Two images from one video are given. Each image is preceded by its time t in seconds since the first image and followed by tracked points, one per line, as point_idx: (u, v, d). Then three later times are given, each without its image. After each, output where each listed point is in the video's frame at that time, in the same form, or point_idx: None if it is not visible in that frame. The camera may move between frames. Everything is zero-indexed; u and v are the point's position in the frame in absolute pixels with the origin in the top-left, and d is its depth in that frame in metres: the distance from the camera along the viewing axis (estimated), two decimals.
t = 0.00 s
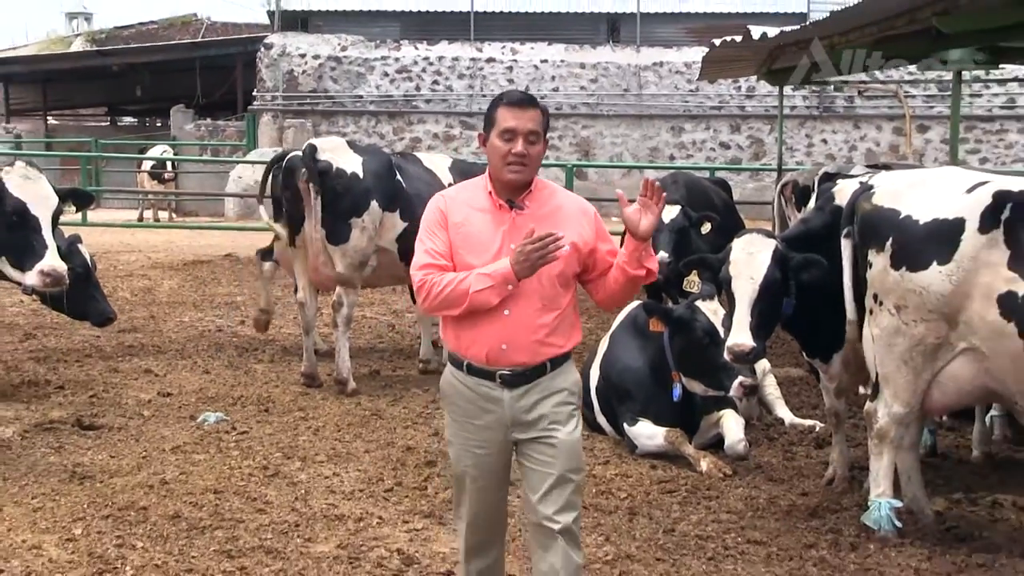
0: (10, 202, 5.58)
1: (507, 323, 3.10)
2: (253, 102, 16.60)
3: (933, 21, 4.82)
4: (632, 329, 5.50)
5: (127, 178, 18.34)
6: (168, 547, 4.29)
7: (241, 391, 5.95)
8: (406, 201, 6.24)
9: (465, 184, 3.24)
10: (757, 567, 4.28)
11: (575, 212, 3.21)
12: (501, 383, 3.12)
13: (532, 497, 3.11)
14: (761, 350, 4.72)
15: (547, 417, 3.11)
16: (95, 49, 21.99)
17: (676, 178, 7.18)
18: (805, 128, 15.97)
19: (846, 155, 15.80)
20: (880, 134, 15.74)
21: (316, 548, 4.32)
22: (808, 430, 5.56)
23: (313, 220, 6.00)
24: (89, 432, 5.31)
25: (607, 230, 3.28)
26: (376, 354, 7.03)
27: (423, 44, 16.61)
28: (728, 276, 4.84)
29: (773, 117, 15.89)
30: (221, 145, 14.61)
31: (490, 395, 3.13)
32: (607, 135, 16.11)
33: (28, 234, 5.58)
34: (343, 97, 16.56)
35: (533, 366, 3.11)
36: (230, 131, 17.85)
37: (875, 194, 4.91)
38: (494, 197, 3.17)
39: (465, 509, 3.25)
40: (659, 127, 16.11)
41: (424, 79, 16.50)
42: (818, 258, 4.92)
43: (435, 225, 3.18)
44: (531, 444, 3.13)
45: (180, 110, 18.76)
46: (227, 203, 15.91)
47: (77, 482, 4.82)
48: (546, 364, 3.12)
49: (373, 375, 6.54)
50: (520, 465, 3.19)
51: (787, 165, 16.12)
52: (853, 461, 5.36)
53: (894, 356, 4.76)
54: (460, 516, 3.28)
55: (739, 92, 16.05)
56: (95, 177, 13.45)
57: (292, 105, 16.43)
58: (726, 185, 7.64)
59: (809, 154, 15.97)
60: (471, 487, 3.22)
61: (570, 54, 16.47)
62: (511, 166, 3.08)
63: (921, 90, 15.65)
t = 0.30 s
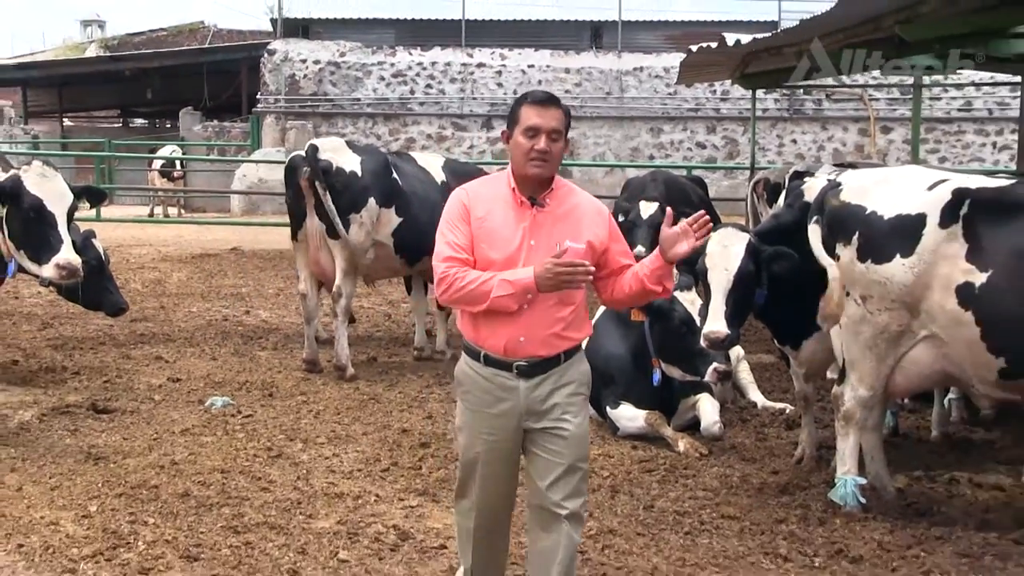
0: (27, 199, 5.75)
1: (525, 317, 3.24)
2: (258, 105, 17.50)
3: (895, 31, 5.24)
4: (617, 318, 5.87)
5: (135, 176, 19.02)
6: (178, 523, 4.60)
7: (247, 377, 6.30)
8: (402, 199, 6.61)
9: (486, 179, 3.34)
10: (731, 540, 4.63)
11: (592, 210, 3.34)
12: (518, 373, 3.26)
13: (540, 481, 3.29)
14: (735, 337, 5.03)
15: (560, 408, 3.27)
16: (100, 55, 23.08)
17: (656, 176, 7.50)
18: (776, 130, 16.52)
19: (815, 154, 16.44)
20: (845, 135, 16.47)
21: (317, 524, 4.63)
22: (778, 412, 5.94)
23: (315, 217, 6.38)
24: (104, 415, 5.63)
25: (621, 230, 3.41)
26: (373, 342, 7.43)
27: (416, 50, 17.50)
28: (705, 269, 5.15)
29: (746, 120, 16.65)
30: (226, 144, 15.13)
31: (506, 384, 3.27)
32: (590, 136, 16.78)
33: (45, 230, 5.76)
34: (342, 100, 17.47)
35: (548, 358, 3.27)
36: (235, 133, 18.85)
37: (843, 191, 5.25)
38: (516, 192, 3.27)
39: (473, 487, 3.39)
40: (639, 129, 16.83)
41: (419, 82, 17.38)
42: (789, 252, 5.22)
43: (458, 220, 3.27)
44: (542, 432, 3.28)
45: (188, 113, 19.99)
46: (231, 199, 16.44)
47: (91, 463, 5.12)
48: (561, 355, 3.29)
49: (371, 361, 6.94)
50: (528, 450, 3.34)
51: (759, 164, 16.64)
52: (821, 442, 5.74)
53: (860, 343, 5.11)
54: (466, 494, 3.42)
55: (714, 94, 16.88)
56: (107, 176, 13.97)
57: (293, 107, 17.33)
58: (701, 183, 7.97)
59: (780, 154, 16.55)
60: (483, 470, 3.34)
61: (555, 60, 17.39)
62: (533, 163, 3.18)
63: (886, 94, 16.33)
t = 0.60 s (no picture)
0: (40, 195, 6.01)
1: (527, 308, 3.45)
2: (258, 107, 18.58)
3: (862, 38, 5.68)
4: (596, 308, 6.24)
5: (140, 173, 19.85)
6: (183, 500, 4.92)
7: (249, 363, 6.64)
8: (394, 195, 6.94)
9: (492, 178, 3.55)
10: (703, 515, 4.98)
11: (592, 208, 3.56)
12: (521, 360, 3.47)
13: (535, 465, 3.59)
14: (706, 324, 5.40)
15: (559, 395, 3.52)
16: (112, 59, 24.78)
17: (632, 173, 7.86)
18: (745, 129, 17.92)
19: (781, 152, 17.85)
20: (811, 134, 17.91)
21: (314, 501, 4.97)
22: (747, 396, 6.32)
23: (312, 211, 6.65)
24: (114, 398, 5.97)
25: (620, 228, 3.64)
26: (366, 329, 7.81)
27: (408, 54, 18.63)
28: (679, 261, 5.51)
29: (717, 120, 18.28)
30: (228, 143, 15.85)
31: (509, 371, 3.47)
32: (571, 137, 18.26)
33: (57, 225, 6.03)
34: (338, 102, 18.61)
35: (552, 346, 3.49)
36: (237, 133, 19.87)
37: (807, 186, 5.57)
38: (519, 190, 3.48)
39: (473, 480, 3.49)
40: (617, 130, 18.25)
41: (410, 85, 18.58)
42: (758, 245, 5.56)
43: (464, 217, 3.49)
44: (541, 420, 3.53)
45: (193, 114, 21.19)
46: (231, 195, 16.93)
47: (101, 444, 5.44)
48: (562, 344, 3.51)
49: (366, 347, 7.30)
50: (523, 436, 3.60)
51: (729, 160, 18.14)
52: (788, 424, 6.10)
53: (824, 330, 5.44)
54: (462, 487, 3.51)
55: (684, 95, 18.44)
56: (115, 174, 14.47)
57: (293, 108, 18.51)
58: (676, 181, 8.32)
59: (750, 152, 17.94)
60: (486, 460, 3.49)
61: (538, 64, 18.72)
62: (535, 160, 3.40)
63: (847, 96, 17.80)
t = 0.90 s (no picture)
0: (54, 192, 6.26)
1: (516, 300, 3.58)
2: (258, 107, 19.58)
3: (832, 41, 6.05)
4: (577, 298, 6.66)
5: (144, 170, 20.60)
6: (190, 479, 5.26)
7: (251, 350, 7.00)
8: (387, 191, 7.29)
9: (486, 175, 3.69)
10: (679, 492, 5.33)
11: (581, 208, 3.73)
12: (512, 348, 3.59)
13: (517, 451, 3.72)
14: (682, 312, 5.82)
15: (544, 382, 3.65)
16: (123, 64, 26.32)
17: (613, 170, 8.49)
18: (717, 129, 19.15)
19: (751, 152, 19.09)
20: (779, 134, 19.07)
21: (313, 480, 5.31)
22: (719, 380, 6.72)
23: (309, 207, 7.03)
24: (124, 383, 6.32)
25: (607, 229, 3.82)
26: (361, 318, 8.18)
27: (400, 60, 19.90)
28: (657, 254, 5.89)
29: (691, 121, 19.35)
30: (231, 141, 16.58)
31: (501, 356, 3.59)
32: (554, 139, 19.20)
33: (68, 220, 6.28)
34: (333, 103, 19.66)
35: (541, 336, 3.64)
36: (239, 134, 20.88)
37: (776, 183, 5.93)
38: (512, 188, 3.63)
39: (483, 447, 3.41)
40: (597, 130, 19.48)
41: (402, 88, 19.72)
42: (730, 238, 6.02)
43: (457, 212, 3.61)
44: (528, 404, 3.65)
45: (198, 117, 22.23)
46: (234, 191, 17.58)
47: (113, 426, 5.78)
48: (549, 334, 3.66)
49: (361, 335, 7.66)
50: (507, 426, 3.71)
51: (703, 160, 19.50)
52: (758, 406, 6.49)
53: (792, 318, 5.80)
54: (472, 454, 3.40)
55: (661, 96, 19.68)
56: (125, 172, 14.98)
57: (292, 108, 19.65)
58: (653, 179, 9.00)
59: (721, 151, 19.18)
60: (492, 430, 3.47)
61: (523, 67, 19.87)
62: (528, 160, 3.53)
63: (814, 99, 18.95)
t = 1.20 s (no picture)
0: (72, 188, 6.62)
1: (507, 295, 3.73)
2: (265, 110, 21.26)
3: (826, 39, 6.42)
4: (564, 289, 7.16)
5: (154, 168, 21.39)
6: (200, 460, 5.63)
7: (258, 337, 7.40)
8: (384, 187, 7.67)
9: (472, 177, 3.86)
10: (660, 471, 5.70)
11: (563, 204, 3.92)
12: (506, 342, 3.73)
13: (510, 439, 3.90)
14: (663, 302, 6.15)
15: (537, 375, 3.80)
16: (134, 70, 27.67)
17: (598, 169, 9.24)
18: (694, 129, 20.37)
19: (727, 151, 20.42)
20: (754, 134, 20.26)
21: (316, 460, 5.68)
22: (697, 365, 7.26)
23: (312, 203, 7.47)
24: (138, 368, 6.73)
25: (588, 225, 4.02)
26: (362, 307, 8.63)
27: (398, 64, 21.44)
28: (639, 247, 6.27)
29: (671, 122, 20.60)
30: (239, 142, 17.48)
31: (495, 352, 3.73)
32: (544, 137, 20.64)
33: (86, 214, 6.64)
34: (335, 105, 21.34)
35: (532, 330, 3.78)
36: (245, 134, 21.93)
37: (751, 180, 6.30)
38: (498, 187, 3.80)
39: (480, 443, 3.62)
40: (584, 130, 20.62)
41: (399, 91, 21.33)
42: (709, 232, 6.36)
43: (447, 215, 3.78)
44: (521, 397, 3.81)
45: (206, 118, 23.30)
46: (242, 189, 18.35)
47: (129, 409, 6.17)
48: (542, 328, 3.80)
49: (361, 323, 8.06)
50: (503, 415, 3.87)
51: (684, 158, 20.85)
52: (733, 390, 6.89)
53: (766, 307, 6.17)
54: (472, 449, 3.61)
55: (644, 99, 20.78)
56: (136, 171, 15.67)
57: (298, 112, 21.23)
58: (635, 175, 9.80)
59: (700, 151, 20.42)
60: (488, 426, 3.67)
61: (514, 71, 21.51)
62: (514, 158, 3.70)
63: (786, 100, 20.15)
